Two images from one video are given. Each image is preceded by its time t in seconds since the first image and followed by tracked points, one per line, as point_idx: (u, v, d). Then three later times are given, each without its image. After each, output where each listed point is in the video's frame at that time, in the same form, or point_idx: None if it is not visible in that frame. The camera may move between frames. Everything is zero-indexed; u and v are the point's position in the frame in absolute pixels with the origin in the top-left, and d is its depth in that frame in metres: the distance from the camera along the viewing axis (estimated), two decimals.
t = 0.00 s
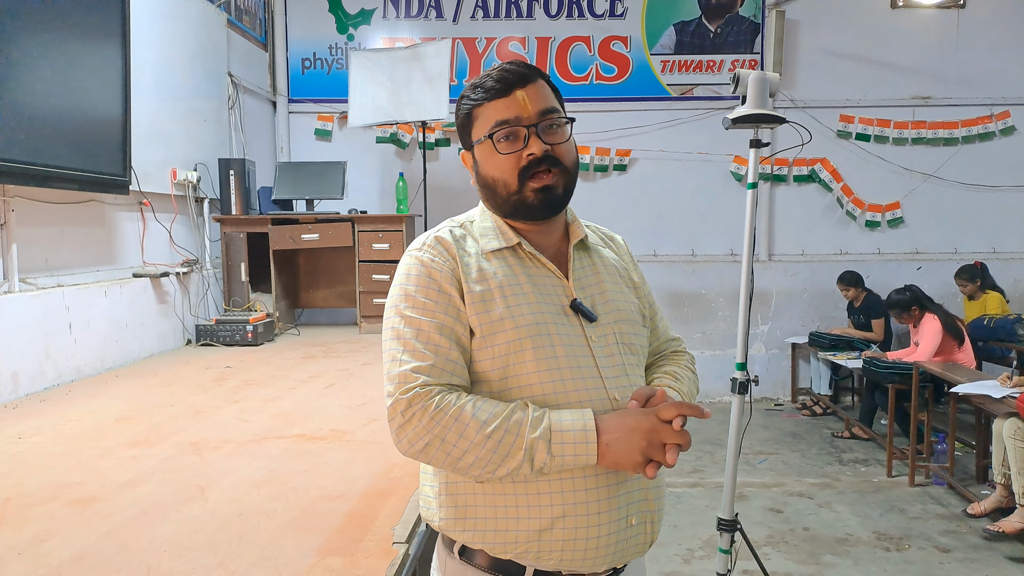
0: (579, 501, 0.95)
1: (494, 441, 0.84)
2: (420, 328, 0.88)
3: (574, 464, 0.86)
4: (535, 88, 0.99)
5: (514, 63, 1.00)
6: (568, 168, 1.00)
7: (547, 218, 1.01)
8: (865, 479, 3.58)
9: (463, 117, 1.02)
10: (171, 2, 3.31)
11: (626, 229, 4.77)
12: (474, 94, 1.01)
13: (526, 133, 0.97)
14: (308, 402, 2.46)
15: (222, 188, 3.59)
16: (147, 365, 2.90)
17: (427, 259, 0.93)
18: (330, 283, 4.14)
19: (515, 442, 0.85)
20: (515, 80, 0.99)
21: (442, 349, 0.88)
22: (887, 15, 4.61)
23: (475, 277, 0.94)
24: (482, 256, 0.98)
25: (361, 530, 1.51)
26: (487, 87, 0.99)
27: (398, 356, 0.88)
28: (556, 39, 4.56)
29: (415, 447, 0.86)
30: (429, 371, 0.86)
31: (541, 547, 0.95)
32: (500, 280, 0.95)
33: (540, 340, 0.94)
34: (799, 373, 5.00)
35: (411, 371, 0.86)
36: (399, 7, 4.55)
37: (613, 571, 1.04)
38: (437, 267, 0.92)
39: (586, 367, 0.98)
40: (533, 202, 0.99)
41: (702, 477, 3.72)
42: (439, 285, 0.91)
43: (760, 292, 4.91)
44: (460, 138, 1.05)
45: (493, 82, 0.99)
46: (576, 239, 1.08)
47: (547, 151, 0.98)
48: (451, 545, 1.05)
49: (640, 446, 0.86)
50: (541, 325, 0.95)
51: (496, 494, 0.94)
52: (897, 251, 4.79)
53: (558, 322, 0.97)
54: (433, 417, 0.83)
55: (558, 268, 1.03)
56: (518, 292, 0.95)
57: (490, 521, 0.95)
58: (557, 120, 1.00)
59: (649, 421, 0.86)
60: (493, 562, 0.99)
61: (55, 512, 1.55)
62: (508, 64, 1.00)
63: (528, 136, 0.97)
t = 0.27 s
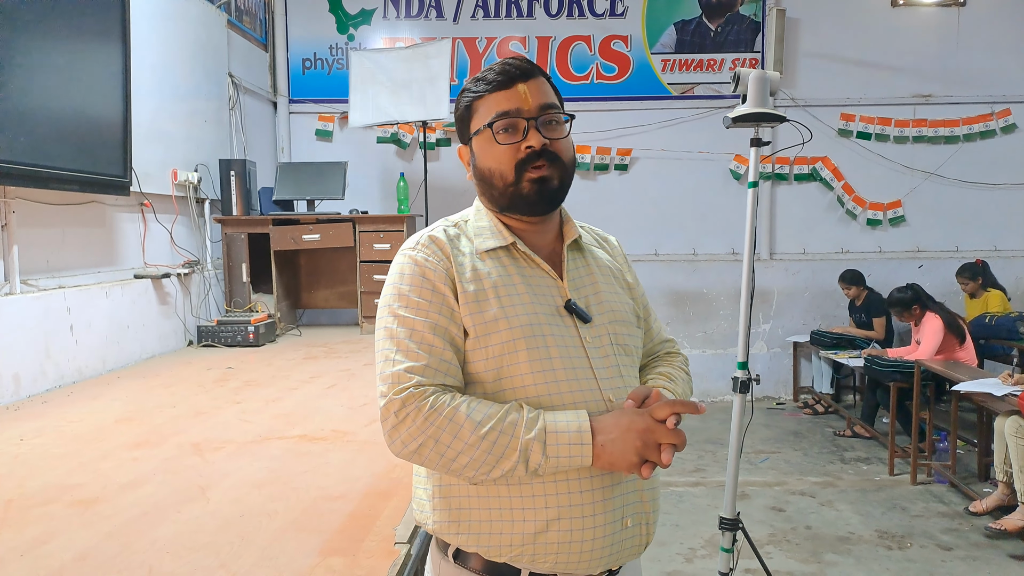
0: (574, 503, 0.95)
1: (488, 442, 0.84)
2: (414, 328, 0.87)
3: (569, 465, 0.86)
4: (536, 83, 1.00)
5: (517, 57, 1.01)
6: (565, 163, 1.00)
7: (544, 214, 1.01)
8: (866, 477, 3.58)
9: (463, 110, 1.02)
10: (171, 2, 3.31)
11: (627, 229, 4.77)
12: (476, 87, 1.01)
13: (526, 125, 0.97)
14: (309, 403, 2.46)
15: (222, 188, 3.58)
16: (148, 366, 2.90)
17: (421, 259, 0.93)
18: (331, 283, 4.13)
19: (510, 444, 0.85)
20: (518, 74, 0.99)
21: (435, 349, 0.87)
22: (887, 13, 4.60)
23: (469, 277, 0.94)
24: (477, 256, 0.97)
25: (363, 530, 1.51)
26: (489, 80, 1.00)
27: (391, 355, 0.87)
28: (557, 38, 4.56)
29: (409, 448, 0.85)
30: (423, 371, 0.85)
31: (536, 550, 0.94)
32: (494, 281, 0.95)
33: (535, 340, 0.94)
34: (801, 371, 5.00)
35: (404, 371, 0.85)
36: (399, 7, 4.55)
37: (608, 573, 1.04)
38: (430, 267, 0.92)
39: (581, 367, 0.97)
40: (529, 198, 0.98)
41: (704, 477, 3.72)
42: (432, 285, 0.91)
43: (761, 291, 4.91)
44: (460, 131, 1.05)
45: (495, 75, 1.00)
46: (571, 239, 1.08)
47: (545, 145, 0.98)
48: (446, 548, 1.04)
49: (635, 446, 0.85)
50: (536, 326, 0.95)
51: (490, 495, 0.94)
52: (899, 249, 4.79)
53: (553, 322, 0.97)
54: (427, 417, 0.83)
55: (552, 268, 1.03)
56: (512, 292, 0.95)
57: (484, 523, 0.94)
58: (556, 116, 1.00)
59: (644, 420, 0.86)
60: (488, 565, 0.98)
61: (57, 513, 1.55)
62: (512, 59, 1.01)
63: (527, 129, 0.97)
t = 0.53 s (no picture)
0: (571, 504, 0.95)
1: (486, 443, 0.84)
2: (410, 329, 0.88)
3: (566, 466, 0.86)
4: (541, 86, 1.00)
5: (523, 59, 1.01)
6: (564, 169, 1.00)
7: (540, 217, 1.01)
8: (867, 476, 3.58)
9: (465, 107, 1.02)
10: (170, 3, 3.31)
11: (627, 228, 4.77)
12: (478, 85, 1.01)
13: (528, 129, 0.97)
14: (310, 404, 2.46)
15: (223, 189, 3.58)
16: (149, 367, 2.90)
17: (418, 260, 0.93)
18: (331, 284, 4.14)
19: (507, 444, 0.85)
20: (523, 76, 0.99)
21: (432, 350, 0.87)
22: (887, 12, 4.61)
23: (466, 278, 0.94)
24: (473, 257, 0.97)
25: (364, 531, 1.51)
26: (493, 79, 1.00)
27: (387, 357, 0.87)
28: (557, 38, 4.56)
29: (406, 450, 0.85)
30: (420, 372, 0.85)
31: (534, 551, 0.94)
32: (491, 282, 0.95)
33: (531, 341, 0.94)
34: (802, 370, 5.01)
35: (401, 373, 0.85)
36: (399, 7, 4.55)
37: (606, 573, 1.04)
38: (426, 268, 0.92)
39: (577, 368, 0.97)
40: (526, 201, 0.98)
41: (705, 476, 3.72)
42: (429, 286, 0.91)
43: (762, 290, 4.91)
44: (458, 127, 1.05)
45: (499, 75, 1.00)
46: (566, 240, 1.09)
47: (546, 150, 0.98)
48: (444, 550, 1.04)
49: (633, 444, 0.85)
50: (532, 327, 0.95)
51: (488, 496, 0.94)
52: (899, 248, 4.79)
53: (549, 323, 0.97)
54: (425, 418, 0.83)
55: (548, 269, 1.03)
56: (509, 293, 0.95)
57: (483, 524, 0.94)
58: (558, 121, 1.01)
59: (641, 418, 0.86)
60: (486, 566, 0.98)
61: (58, 514, 1.55)
62: (518, 60, 1.01)
63: (530, 133, 0.97)
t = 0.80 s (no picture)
0: (574, 503, 0.95)
1: (489, 444, 0.84)
2: (414, 329, 0.87)
3: (570, 466, 0.86)
4: (549, 85, 1.00)
5: (530, 57, 1.01)
6: (572, 167, 1.00)
7: (546, 213, 1.01)
8: (869, 476, 3.58)
9: (472, 103, 1.01)
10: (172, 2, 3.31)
11: (628, 228, 4.77)
12: (487, 81, 1.01)
13: (537, 125, 0.97)
14: (311, 403, 2.46)
15: (224, 188, 3.58)
16: (150, 366, 2.90)
17: (421, 260, 0.93)
18: (332, 283, 4.14)
19: (511, 445, 0.85)
20: (531, 73, 0.99)
21: (436, 350, 0.87)
22: (889, 12, 4.60)
23: (469, 278, 0.94)
24: (477, 257, 0.97)
25: (365, 531, 1.51)
26: (501, 76, 0.99)
27: (391, 357, 0.87)
28: (558, 37, 4.56)
29: (410, 450, 0.85)
30: (424, 372, 0.85)
31: (537, 550, 0.94)
32: (494, 282, 0.95)
33: (535, 341, 0.94)
34: (803, 371, 5.01)
35: (405, 373, 0.85)
36: (401, 6, 4.55)
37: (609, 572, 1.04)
38: (430, 268, 0.92)
39: (580, 368, 0.97)
40: (532, 197, 0.98)
41: (706, 476, 3.72)
42: (432, 287, 0.91)
43: (763, 291, 4.91)
44: (463, 123, 1.04)
45: (508, 71, 0.99)
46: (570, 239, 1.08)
47: (555, 146, 0.98)
48: (447, 549, 1.04)
49: (636, 444, 0.85)
50: (535, 327, 0.94)
51: (491, 496, 0.94)
52: (901, 248, 4.79)
53: (552, 323, 0.97)
54: (428, 419, 0.83)
55: (551, 269, 1.03)
56: (512, 293, 0.95)
57: (486, 523, 0.94)
58: (565, 118, 1.01)
59: (644, 418, 0.86)
60: (489, 564, 0.98)
61: (59, 514, 1.55)
62: (526, 58, 1.01)
63: (538, 129, 0.97)
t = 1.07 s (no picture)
0: (584, 504, 0.94)
1: (499, 444, 0.84)
2: (424, 329, 0.87)
3: (579, 467, 0.86)
4: (570, 88, 1.01)
5: (553, 61, 1.02)
6: (588, 169, 1.01)
7: (560, 213, 1.01)
8: (872, 477, 3.56)
9: (492, 100, 1.01)
10: (174, 4, 3.32)
11: (630, 229, 4.77)
12: (508, 80, 1.01)
13: (558, 124, 0.97)
14: (313, 403, 2.46)
15: (226, 189, 3.59)
16: (152, 367, 2.90)
17: (430, 260, 0.92)
18: (334, 283, 4.14)
19: (521, 446, 0.85)
20: (555, 76, 1.00)
21: (446, 350, 0.87)
22: (890, 12, 4.61)
23: (479, 279, 0.94)
24: (486, 258, 0.97)
25: (367, 531, 1.51)
26: (522, 77, 1.00)
27: (401, 357, 0.87)
28: (559, 38, 4.57)
29: (420, 449, 0.86)
30: (434, 372, 0.85)
31: (547, 550, 0.94)
32: (503, 282, 0.95)
33: (544, 342, 0.94)
34: (805, 370, 5.00)
35: (416, 373, 0.85)
36: (402, 7, 4.56)
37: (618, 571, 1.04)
38: (440, 268, 0.92)
39: (589, 368, 0.97)
40: (548, 196, 0.98)
41: (708, 476, 3.71)
42: (442, 287, 0.91)
43: (765, 290, 4.90)
44: (481, 120, 1.04)
45: (532, 72, 1.00)
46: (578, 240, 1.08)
47: (574, 147, 0.98)
48: (457, 548, 1.04)
49: (646, 447, 0.85)
50: (544, 328, 0.94)
51: (501, 496, 0.94)
52: (903, 248, 4.78)
53: (561, 324, 0.97)
54: (439, 419, 0.83)
55: (560, 270, 1.03)
56: (521, 294, 0.95)
57: (496, 523, 0.94)
58: (585, 122, 1.01)
59: (654, 422, 0.86)
60: (499, 564, 0.98)
61: (61, 515, 1.55)
62: (550, 62, 1.02)
63: (559, 129, 0.97)
